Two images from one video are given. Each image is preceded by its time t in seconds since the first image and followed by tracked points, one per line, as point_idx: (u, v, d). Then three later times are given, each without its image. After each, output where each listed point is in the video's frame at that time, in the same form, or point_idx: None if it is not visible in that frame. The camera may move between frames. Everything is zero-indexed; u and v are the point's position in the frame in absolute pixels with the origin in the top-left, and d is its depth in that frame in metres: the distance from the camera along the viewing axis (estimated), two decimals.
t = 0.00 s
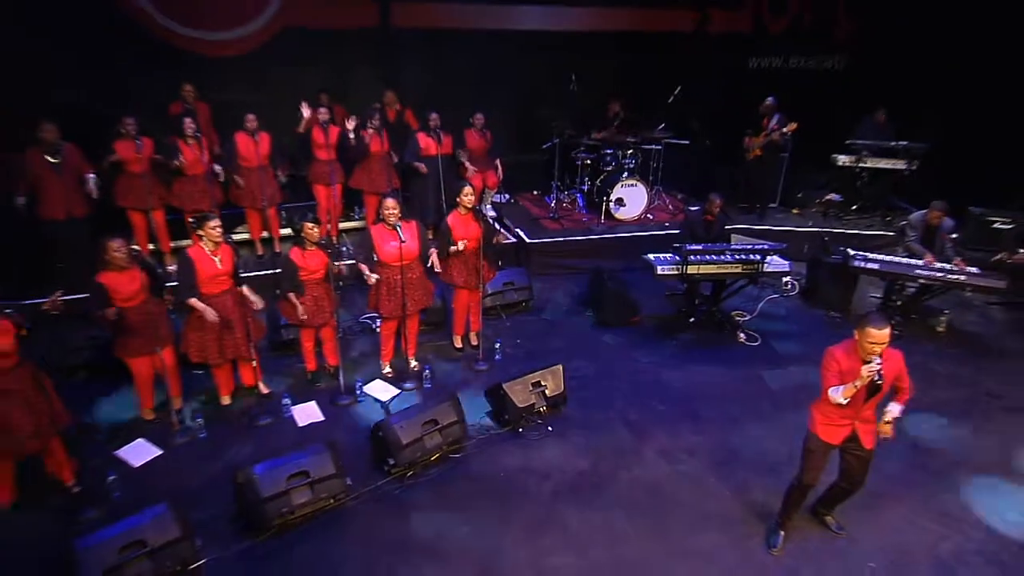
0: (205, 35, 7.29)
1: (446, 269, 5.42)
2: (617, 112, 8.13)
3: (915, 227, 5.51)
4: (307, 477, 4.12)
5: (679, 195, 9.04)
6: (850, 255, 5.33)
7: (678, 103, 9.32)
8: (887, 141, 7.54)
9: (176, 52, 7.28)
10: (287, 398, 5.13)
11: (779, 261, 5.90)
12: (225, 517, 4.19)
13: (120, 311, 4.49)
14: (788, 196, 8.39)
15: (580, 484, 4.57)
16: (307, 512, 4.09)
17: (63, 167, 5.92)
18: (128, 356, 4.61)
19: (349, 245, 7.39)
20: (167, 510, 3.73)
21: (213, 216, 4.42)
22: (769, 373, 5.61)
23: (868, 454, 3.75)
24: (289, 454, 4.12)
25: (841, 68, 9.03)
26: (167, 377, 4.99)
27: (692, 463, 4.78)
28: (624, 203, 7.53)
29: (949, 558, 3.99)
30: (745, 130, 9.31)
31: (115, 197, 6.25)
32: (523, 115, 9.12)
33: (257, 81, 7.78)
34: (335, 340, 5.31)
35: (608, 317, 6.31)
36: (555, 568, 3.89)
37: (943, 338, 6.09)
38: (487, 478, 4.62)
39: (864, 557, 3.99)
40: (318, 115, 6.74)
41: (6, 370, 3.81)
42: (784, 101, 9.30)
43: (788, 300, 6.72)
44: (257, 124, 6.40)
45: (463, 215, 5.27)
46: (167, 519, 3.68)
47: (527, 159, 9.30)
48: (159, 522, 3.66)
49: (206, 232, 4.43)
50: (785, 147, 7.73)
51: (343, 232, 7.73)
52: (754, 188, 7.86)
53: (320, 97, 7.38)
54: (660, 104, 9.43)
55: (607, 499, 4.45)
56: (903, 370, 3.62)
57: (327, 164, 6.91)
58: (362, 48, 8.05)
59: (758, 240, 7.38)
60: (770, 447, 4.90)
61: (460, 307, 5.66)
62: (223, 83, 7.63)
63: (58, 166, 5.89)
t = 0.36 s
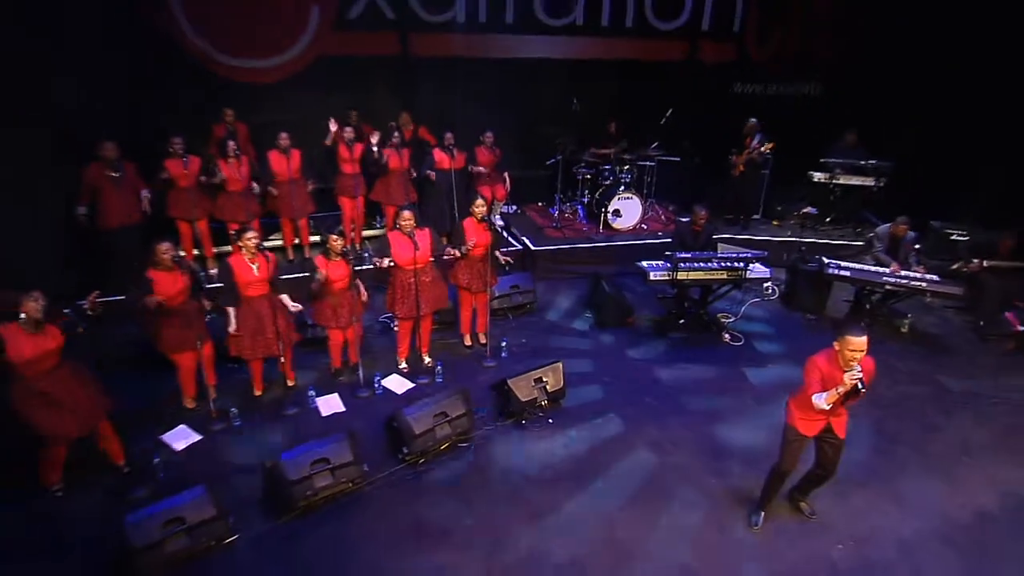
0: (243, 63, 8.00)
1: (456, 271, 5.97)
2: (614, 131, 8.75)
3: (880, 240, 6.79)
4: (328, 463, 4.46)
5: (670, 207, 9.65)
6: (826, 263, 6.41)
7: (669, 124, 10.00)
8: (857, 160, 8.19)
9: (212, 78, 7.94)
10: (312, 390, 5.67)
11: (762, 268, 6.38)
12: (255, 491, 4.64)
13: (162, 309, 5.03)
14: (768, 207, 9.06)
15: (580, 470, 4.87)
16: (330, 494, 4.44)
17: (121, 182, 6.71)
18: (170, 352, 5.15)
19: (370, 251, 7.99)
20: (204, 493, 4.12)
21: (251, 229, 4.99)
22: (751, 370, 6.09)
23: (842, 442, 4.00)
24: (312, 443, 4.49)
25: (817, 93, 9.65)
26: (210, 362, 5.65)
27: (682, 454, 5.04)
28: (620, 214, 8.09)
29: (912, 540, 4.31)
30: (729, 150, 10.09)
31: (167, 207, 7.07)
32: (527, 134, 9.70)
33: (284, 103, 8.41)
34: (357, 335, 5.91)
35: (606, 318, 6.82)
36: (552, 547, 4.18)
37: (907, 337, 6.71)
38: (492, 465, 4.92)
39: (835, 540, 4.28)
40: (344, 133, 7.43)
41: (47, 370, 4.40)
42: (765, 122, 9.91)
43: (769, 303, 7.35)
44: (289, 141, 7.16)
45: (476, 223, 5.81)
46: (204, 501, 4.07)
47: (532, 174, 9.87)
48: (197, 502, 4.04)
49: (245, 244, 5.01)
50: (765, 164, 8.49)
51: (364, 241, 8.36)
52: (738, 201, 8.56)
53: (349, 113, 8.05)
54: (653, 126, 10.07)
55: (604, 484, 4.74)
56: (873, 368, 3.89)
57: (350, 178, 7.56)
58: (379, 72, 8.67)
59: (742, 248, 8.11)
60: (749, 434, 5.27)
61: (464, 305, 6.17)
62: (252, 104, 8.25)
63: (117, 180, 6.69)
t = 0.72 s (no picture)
0: (261, 70, 8.20)
1: (465, 277, 6.08)
2: (621, 138, 8.82)
3: (884, 247, 6.94)
4: (332, 465, 4.57)
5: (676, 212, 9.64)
6: (829, 270, 6.47)
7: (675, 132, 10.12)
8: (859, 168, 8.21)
9: (230, 85, 8.14)
10: (319, 391, 5.78)
11: (765, 275, 6.45)
12: (261, 490, 4.76)
13: (173, 306, 5.21)
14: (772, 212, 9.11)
15: (580, 474, 4.91)
16: (333, 495, 4.55)
17: (139, 184, 6.89)
18: (179, 350, 5.33)
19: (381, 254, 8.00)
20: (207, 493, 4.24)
21: (263, 227, 5.10)
22: (753, 376, 6.12)
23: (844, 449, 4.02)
24: (317, 445, 4.61)
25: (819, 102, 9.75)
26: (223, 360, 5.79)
27: (682, 459, 5.06)
28: (626, 219, 8.14)
29: (910, 549, 4.27)
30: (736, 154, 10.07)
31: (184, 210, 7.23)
32: (535, 141, 9.82)
33: (298, 109, 8.59)
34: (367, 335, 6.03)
35: (610, 321, 6.88)
36: (550, 550, 4.23)
37: (909, 344, 6.71)
38: (493, 467, 4.98)
39: (834, 547, 4.26)
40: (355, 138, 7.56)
41: (55, 370, 4.64)
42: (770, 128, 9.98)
43: (772, 308, 7.40)
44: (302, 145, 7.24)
45: (480, 228, 5.92)
46: (209, 499, 4.19)
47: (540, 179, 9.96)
48: (200, 502, 4.16)
49: (256, 242, 5.13)
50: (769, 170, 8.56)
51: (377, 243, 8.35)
52: (742, 206, 8.60)
53: (359, 120, 8.26)
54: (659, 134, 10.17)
55: (602, 487, 4.77)
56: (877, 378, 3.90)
57: (361, 181, 7.69)
58: (391, 79, 8.83)
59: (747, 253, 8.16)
60: (750, 438, 5.30)
61: (475, 311, 6.28)
62: (267, 111, 8.44)
63: (136, 182, 6.87)
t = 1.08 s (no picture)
0: (263, 69, 8.08)
1: (465, 280, 5.95)
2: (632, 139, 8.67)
3: (899, 253, 6.76)
4: (329, 476, 4.45)
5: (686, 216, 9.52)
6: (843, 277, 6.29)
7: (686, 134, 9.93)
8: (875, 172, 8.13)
9: (233, 85, 8.03)
10: (319, 397, 5.67)
11: (778, 282, 6.24)
12: (257, 500, 4.66)
13: (172, 309, 5.15)
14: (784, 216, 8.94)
15: (584, 487, 4.77)
16: (330, 506, 4.44)
17: (142, 186, 6.81)
18: (176, 354, 5.26)
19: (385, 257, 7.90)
20: (201, 503, 4.13)
21: (263, 233, 5.02)
22: (764, 386, 5.96)
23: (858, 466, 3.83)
24: (315, 454, 4.50)
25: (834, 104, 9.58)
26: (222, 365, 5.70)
27: (688, 473, 4.91)
28: (635, 223, 8.00)
29: (927, 572, 4.10)
30: (749, 158, 9.92)
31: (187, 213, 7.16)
32: (544, 143, 9.68)
33: (303, 110, 8.51)
34: (368, 341, 5.92)
35: (616, 327, 6.75)
36: (551, 568, 4.09)
37: (926, 353, 6.52)
38: (494, 478, 4.85)
39: (847, 569, 4.09)
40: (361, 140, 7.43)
41: (51, 375, 4.56)
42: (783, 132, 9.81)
43: (784, 315, 7.24)
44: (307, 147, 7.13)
45: (486, 232, 5.80)
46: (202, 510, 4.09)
47: (549, 182, 9.85)
48: (192, 513, 4.06)
49: (256, 247, 5.04)
50: (782, 173, 8.40)
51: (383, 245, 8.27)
52: (754, 210, 8.44)
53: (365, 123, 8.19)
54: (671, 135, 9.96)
55: (605, 502, 4.63)
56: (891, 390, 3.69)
57: (365, 184, 7.59)
58: (398, 80, 8.73)
59: (758, 258, 8.00)
60: (759, 451, 5.14)
61: (477, 316, 6.16)
62: (273, 111, 8.37)
63: (138, 183, 6.79)
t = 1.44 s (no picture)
0: (263, 67, 7.96)
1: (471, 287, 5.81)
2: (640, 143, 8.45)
3: (917, 261, 6.52)
4: (325, 488, 4.33)
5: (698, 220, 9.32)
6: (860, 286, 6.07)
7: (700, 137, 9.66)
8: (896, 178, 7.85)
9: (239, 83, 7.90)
10: (319, 404, 5.55)
11: (792, 290, 6.05)
12: (252, 512, 4.54)
13: (172, 315, 5.03)
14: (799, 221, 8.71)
15: (588, 503, 4.60)
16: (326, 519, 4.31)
17: (147, 188, 6.72)
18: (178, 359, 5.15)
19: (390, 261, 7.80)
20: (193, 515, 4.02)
21: (260, 237, 4.94)
22: (777, 398, 5.76)
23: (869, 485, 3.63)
24: (311, 465, 4.37)
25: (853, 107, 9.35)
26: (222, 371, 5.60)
27: (696, 489, 4.73)
28: (646, 227, 7.83)
29: None
30: (765, 161, 9.69)
31: (193, 215, 7.08)
32: (554, 145, 9.52)
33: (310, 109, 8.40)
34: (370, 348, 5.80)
35: (625, 335, 6.58)
36: None
37: (947, 366, 6.28)
38: (496, 492, 4.70)
39: None
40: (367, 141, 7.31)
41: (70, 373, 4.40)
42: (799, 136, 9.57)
43: (798, 324, 7.03)
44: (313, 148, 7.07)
45: (490, 237, 5.66)
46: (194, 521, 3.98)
47: (559, 184, 9.68)
48: (184, 526, 3.94)
49: (252, 252, 4.94)
50: (798, 178, 8.19)
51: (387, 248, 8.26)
52: (769, 215, 8.23)
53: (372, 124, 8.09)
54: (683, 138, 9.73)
55: (610, 519, 4.46)
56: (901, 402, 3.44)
57: (372, 187, 7.46)
58: (407, 81, 8.61)
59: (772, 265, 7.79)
60: (772, 467, 4.93)
61: (482, 323, 6.02)
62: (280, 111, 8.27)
63: (143, 184, 6.69)
